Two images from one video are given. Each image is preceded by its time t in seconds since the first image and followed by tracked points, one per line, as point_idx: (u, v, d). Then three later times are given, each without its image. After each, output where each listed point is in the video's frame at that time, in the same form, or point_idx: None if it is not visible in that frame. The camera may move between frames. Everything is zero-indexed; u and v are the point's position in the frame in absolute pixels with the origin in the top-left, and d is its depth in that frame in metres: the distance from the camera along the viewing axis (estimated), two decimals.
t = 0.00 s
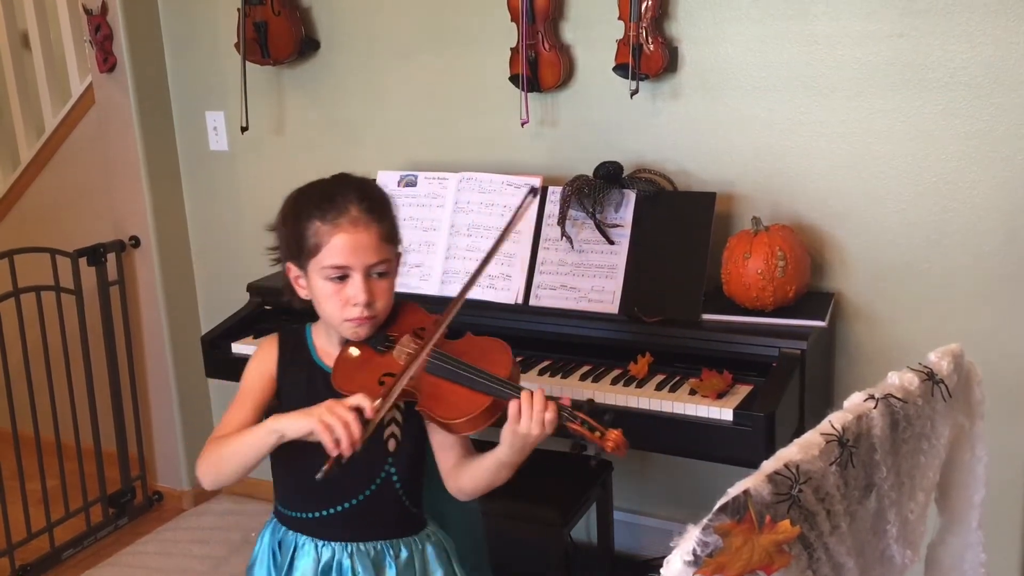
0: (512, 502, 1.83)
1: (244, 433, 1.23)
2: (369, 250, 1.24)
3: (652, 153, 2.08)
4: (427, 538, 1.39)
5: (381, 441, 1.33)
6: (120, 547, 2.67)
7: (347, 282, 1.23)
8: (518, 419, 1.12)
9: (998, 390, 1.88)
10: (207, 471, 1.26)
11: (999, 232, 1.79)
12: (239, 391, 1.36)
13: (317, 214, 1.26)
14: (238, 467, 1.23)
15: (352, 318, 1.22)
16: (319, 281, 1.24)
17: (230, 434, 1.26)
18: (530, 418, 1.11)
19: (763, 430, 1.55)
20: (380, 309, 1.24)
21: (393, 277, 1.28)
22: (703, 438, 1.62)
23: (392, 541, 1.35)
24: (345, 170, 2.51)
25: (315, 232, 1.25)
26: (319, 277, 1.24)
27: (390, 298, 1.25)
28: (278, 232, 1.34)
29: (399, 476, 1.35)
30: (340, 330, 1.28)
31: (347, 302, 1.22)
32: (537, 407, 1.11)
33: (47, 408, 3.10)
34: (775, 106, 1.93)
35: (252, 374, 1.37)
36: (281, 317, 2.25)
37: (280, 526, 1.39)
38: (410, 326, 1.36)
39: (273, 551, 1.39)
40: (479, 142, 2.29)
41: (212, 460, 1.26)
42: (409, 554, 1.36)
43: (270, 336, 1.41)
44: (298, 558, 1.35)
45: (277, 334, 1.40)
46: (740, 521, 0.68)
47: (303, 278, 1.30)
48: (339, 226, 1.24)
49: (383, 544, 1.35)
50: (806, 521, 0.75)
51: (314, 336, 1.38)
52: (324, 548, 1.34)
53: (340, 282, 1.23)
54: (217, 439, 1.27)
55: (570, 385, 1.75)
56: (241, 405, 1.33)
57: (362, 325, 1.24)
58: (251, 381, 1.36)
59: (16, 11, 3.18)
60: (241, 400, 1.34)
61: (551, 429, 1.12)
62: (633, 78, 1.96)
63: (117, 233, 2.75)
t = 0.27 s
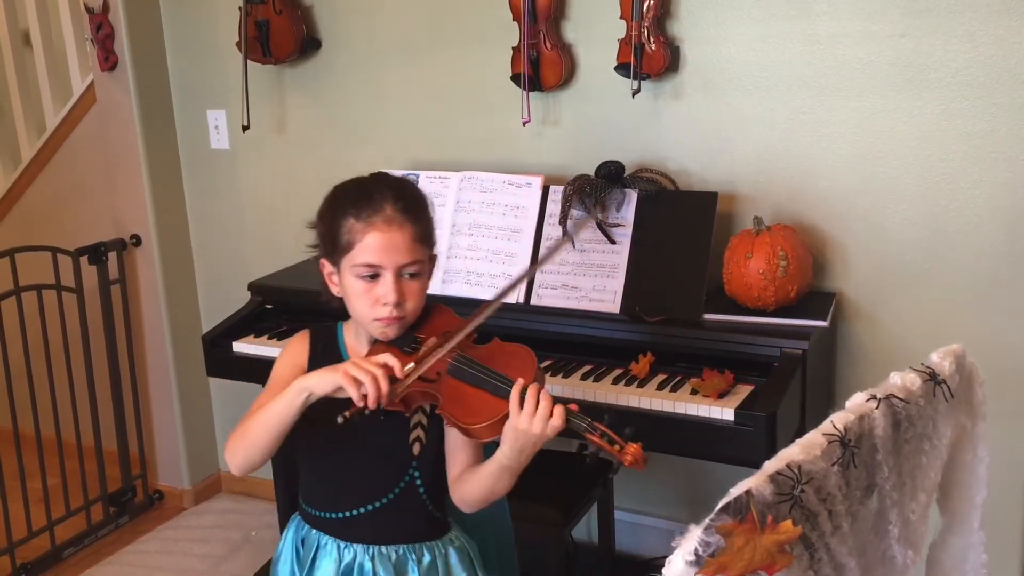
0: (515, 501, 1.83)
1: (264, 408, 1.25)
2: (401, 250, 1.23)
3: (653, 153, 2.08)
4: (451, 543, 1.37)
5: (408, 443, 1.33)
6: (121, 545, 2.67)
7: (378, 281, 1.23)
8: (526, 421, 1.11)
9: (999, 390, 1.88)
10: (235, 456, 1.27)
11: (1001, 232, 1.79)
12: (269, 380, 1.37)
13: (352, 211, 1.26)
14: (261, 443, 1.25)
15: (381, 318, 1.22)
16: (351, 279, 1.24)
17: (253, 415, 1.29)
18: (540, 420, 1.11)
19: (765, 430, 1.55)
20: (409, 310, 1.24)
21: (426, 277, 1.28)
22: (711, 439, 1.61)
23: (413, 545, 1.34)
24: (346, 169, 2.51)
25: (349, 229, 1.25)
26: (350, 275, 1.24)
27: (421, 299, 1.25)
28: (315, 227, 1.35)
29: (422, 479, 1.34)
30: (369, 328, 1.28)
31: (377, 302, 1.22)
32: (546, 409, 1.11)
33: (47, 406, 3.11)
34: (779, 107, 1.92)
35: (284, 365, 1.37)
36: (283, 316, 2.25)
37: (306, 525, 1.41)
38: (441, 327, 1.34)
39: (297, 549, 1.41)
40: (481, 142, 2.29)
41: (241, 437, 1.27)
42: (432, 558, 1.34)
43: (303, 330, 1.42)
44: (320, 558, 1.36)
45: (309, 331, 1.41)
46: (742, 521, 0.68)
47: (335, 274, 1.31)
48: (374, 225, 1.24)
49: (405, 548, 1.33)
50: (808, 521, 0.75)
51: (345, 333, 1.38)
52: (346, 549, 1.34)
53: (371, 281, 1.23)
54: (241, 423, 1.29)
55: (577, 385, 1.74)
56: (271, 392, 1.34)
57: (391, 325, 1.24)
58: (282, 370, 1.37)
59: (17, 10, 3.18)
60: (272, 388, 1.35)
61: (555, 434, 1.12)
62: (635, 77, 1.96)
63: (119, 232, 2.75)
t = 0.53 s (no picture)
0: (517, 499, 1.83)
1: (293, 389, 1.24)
2: (413, 249, 1.23)
3: (655, 151, 2.08)
4: (460, 542, 1.37)
5: (420, 443, 1.33)
6: (122, 543, 2.67)
7: (390, 280, 1.23)
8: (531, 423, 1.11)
9: (1000, 389, 1.88)
10: (262, 439, 1.25)
11: (1002, 230, 1.79)
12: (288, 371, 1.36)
13: (364, 210, 1.26)
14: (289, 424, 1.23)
15: (392, 316, 1.22)
16: (362, 278, 1.24)
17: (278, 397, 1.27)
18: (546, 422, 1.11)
19: (765, 429, 1.55)
20: (420, 309, 1.23)
21: (437, 276, 1.28)
22: (714, 437, 1.61)
23: (421, 543, 1.34)
24: (347, 167, 2.51)
25: (361, 229, 1.25)
26: (362, 273, 1.24)
27: (432, 299, 1.24)
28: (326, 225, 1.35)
29: (432, 479, 1.34)
30: (380, 327, 1.28)
31: (389, 300, 1.22)
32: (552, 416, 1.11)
33: (48, 404, 3.11)
34: (781, 105, 1.92)
35: (302, 355, 1.36)
36: (285, 314, 2.25)
37: (315, 518, 1.42)
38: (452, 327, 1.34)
39: (307, 540, 1.42)
40: (482, 139, 2.29)
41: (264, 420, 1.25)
42: (440, 556, 1.34)
43: (317, 327, 1.41)
44: (329, 552, 1.37)
45: (325, 327, 1.40)
46: (744, 520, 0.68)
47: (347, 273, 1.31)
48: (385, 224, 1.24)
49: (413, 545, 1.34)
50: (810, 519, 0.75)
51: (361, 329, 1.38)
52: (355, 544, 1.35)
53: (383, 280, 1.23)
54: (266, 408, 1.27)
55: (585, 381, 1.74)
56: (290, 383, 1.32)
57: (402, 325, 1.23)
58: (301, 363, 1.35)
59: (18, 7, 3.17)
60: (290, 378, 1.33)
61: (558, 435, 1.12)
62: (637, 75, 1.96)
63: (120, 229, 2.75)
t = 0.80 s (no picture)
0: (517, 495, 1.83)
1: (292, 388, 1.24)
2: (405, 244, 1.23)
3: (655, 146, 2.07)
4: (459, 534, 1.37)
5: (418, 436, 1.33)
6: (123, 539, 2.67)
7: (383, 275, 1.23)
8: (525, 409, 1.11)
9: (1001, 385, 1.88)
10: (260, 435, 1.25)
11: (1003, 226, 1.79)
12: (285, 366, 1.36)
13: (354, 206, 1.25)
14: (287, 423, 1.23)
15: (386, 312, 1.23)
16: (355, 274, 1.24)
17: (278, 395, 1.27)
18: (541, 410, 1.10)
19: (765, 425, 1.54)
20: (414, 303, 1.24)
21: (430, 270, 1.27)
22: (715, 434, 1.60)
23: (422, 536, 1.34)
24: (347, 163, 2.50)
25: (352, 225, 1.25)
26: (355, 270, 1.24)
27: (425, 293, 1.25)
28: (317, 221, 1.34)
29: (431, 471, 1.34)
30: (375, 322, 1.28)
31: (382, 296, 1.22)
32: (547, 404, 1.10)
33: (48, 400, 3.11)
34: (781, 100, 1.92)
35: (299, 352, 1.36)
36: (285, 310, 2.25)
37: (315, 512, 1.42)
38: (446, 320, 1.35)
39: (307, 535, 1.42)
40: (482, 135, 2.29)
41: (261, 417, 1.25)
42: (440, 549, 1.34)
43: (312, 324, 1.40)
44: (329, 546, 1.37)
45: (319, 322, 1.40)
46: (744, 516, 0.68)
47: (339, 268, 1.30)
48: (376, 220, 1.24)
49: (413, 538, 1.34)
50: (810, 515, 0.75)
51: (355, 325, 1.36)
52: (355, 538, 1.35)
53: (375, 276, 1.23)
54: (265, 404, 1.27)
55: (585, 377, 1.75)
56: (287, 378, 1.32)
57: (397, 320, 1.24)
58: (298, 358, 1.35)
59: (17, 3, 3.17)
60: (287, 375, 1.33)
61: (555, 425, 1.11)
62: (637, 70, 1.95)
63: (119, 225, 2.74)
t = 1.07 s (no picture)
0: (515, 490, 1.83)
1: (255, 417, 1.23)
2: (386, 242, 1.23)
3: (655, 142, 2.07)
4: (451, 520, 1.37)
5: (405, 425, 1.33)
6: (122, 535, 2.68)
7: (365, 273, 1.22)
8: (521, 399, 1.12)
9: (1001, 380, 1.88)
10: (218, 447, 1.26)
11: (1003, 221, 1.78)
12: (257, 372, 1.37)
13: (334, 206, 1.24)
14: (243, 447, 1.23)
15: (370, 309, 1.22)
16: (338, 273, 1.24)
17: (242, 414, 1.28)
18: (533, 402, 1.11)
19: (765, 421, 1.54)
20: (399, 299, 1.24)
21: (411, 266, 1.27)
22: (715, 429, 1.60)
23: (416, 523, 1.34)
24: (346, 158, 2.50)
25: (333, 224, 1.24)
26: (337, 269, 1.24)
27: (408, 289, 1.25)
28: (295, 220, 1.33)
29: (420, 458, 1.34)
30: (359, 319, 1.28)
31: (366, 294, 1.22)
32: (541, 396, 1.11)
33: (48, 397, 3.11)
34: (780, 95, 1.91)
35: (274, 356, 1.37)
36: (283, 306, 2.24)
37: (304, 510, 1.39)
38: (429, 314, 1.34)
39: (296, 534, 1.39)
40: (481, 131, 2.28)
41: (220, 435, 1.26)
42: (433, 535, 1.34)
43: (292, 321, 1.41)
44: (322, 542, 1.35)
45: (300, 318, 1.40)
46: (743, 510, 0.68)
47: (321, 267, 1.30)
48: (357, 218, 1.23)
49: (407, 526, 1.34)
50: (810, 510, 0.74)
51: (335, 320, 1.38)
52: (349, 530, 1.34)
53: (358, 274, 1.23)
54: (232, 417, 1.27)
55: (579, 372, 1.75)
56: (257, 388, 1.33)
57: (382, 316, 1.24)
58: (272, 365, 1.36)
59: None
60: (260, 383, 1.34)
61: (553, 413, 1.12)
62: (636, 66, 1.95)
63: (118, 222, 2.74)
